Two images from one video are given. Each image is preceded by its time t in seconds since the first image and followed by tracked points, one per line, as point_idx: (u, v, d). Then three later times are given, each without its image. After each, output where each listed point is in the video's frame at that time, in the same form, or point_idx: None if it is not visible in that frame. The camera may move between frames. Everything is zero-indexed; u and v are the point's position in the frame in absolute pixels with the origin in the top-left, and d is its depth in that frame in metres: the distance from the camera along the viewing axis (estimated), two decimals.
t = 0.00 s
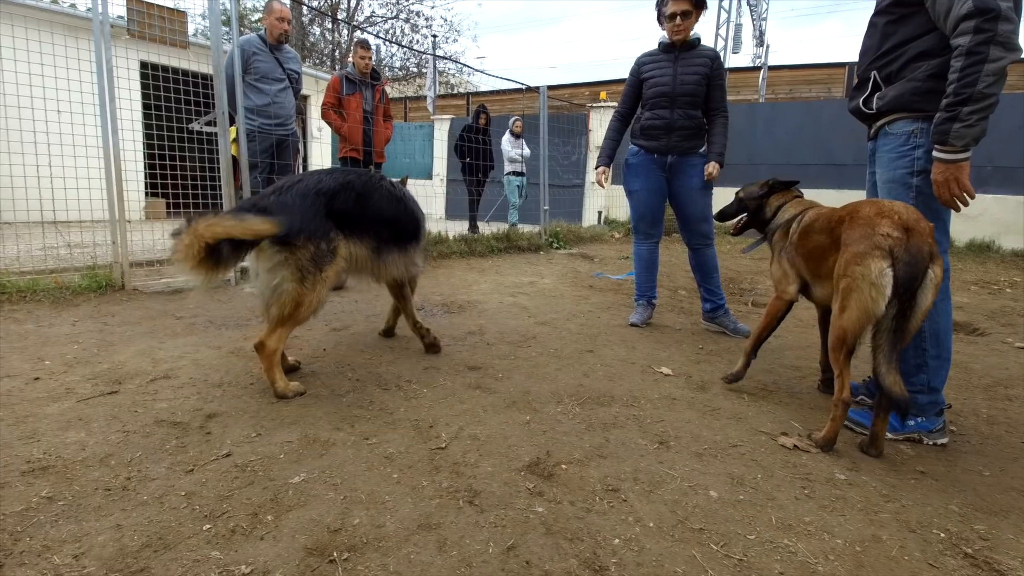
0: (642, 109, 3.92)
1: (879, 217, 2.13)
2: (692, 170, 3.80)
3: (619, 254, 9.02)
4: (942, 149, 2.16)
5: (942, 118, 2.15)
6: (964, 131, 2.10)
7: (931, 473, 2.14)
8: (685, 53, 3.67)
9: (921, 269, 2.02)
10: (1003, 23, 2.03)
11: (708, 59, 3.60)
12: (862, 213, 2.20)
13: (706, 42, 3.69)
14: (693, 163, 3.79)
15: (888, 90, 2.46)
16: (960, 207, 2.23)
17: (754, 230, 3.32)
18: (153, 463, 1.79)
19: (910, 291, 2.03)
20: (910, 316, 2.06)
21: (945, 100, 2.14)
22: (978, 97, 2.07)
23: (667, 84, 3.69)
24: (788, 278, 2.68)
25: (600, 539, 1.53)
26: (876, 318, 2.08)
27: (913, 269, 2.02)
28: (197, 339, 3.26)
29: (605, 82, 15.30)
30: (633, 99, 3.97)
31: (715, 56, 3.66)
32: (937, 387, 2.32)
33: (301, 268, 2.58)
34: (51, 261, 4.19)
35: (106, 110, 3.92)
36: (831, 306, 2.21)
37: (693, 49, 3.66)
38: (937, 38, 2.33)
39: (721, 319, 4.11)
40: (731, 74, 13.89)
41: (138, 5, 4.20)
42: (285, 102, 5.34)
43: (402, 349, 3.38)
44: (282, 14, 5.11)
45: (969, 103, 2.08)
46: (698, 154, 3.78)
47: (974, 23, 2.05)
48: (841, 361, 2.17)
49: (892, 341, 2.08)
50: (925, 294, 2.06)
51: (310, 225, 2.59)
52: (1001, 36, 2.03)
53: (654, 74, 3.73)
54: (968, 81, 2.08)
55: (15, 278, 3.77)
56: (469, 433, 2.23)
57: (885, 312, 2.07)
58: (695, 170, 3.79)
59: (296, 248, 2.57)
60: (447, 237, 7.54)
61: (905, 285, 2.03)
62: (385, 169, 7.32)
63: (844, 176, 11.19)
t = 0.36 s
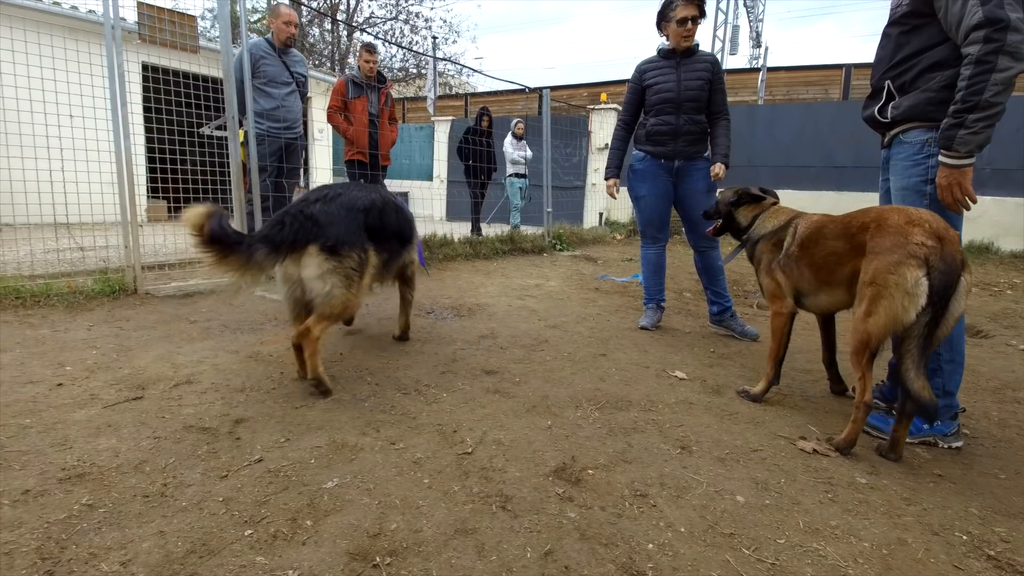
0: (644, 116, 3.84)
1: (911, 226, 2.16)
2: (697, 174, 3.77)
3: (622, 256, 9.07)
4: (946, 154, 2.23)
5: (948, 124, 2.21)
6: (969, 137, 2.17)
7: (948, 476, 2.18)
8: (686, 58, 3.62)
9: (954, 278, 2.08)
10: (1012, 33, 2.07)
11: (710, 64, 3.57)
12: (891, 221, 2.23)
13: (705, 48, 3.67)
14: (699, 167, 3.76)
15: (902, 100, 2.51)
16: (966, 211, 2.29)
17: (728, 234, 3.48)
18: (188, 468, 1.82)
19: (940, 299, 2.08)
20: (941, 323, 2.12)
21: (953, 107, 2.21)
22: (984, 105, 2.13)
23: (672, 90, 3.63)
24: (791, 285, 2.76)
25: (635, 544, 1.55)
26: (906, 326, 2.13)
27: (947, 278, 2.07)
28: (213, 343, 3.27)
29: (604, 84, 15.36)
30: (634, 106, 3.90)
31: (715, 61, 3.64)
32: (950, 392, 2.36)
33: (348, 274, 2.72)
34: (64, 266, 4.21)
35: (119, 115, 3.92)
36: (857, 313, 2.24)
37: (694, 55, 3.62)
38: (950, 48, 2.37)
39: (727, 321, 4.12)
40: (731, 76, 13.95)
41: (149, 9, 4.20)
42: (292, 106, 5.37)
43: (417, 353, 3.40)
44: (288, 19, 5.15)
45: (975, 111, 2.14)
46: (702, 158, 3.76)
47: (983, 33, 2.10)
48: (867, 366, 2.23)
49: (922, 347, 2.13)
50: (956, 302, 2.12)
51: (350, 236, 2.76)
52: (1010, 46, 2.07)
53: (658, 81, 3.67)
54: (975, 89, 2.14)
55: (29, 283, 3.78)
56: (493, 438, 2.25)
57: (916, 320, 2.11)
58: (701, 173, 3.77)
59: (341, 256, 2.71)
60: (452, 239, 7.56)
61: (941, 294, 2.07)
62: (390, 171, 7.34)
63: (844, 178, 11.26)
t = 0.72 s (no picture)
0: (663, 121, 3.82)
1: (951, 233, 2.25)
2: (715, 178, 3.79)
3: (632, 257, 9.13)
4: (967, 161, 2.33)
5: (970, 132, 2.29)
6: (990, 145, 2.25)
7: (979, 473, 2.23)
8: (703, 64, 3.65)
9: (996, 283, 2.19)
10: None
11: (727, 70, 3.61)
12: (931, 228, 2.31)
13: (720, 54, 3.71)
14: (718, 170, 3.79)
15: (927, 108, 2.57)
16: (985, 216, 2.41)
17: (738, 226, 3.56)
18: (245, 465, 1.88)
19: (981, 303, 2.19)
20: (980, 326, 2.24)
21: (975, 116, 2.28)
22: (1006, 114, 2.20)
23: (693, 95, 3.63)
24: (804, 283, 2.86)
25: (687, 540, 1.60)
26: (947, 329, 2.23)
27: (990, 284, 2.18)
28: (246, 344, 3.33)
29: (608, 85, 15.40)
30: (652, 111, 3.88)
31: (730, 65, 3.70)
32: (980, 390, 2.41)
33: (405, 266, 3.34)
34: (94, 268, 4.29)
35: (146, 120, 3.96)
36: (896, 315, 2.32)
37: (710, 59, 3.66)
38: (975, 59, 2.43)
39: (717, 317, 4.25)
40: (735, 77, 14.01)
41: (175, 15, 4.26)
42: (309, 109, 5.42)
43: (445, 354, 3.45)
44: (307, 23, 5.22)
45: (997, 120, 2.22)
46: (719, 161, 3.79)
47: (1006, 46, 2.17)
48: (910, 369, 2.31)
49: (963, 349, 2.25)
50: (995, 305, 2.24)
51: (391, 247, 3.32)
52: None
53: (679, 86, 3.65)
54: (997, 99, 2.21)
55: (59, 284, 3.82)
56: (533, 437, 2.30)
57: (961, 324, 2.20)
58: (722, 178, 3.79)
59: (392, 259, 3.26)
60: (464, 241, 7.61)
61: (985, 299, 2.18)
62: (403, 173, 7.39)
63: (849, 179, 11.32)
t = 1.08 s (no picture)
0: (681, 121, 3.85)
1: (971, 229, 2.31)
2: (733, 178, 3.82)
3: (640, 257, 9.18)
4: (987, 162, 2.36)
5: (989, 134, 2.33)
6: (1009, 147, 2.28)
7: (1002, 469, 2.27)
8: (722, 65, 3.70)
9: (1017, 277, 2.24)
10: None
11: (747, 72, 3.67)
12: (951, 226, 2.37)
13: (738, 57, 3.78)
14: (736, 171, 3.82)
15: (947, 110, 2.61)
16: (1005, 216, 2.44)
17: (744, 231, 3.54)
18: (288, 460, 1.93)
19: (1007, 297, 2.24)
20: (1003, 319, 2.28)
21: (994, 118, 2.32)
22: None
23: (714, 95, 3.67)
24: (822, 283, 2.89)
25: (726, 533, 1.64)
26: (976, 326, 2.26)
27: (1013, 277, 2.22)
28: (270, 342, 3.37)
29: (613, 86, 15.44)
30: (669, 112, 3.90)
31: (748, 69, 3.77)
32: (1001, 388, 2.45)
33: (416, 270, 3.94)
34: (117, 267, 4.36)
35: (168, 121, 3.99)
36: (927, 316, 2.34)
37: (728, 62, 3.72)
38: (994, 62, 2.47)
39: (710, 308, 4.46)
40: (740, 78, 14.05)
41: (196, 16, 4.24)
42: (323, 110, 5.47)
43: (467, 352, 3.49)
44: (321, 24, 5.19)
45: (1016, 122, 2.25)
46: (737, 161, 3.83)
47: None
48: (935, 367, 2.35)
49: (988, 343, 2.29)
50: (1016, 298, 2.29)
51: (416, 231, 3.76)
52: None
53: (699, 87, 3.68)
54: (1016, 102, 2.25)
55: (83, 283, 3.86)
56: (563, 433, 2.34)
57: (986, 319, 2.25)
58: (739, 179, 3.84)
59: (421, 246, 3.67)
60: (475, 241, 7.65)
61: (1008, 292, 2.23)
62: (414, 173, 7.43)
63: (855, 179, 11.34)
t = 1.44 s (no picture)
0: (699, 121, 3.88)
1: (990, 228, 2.35)
2: (750, 179, 3.86)
3: (645, 257, 9.21)
4: (1005, 166, 2.39)
5: (1008, 138, 2.35)
6: None
7: None
8: (742, 67, 3.76)
9: None
10: None
11: (766, 74, 3.74)
12: (969, 226, 2.40)
13: (756, 61, 3.86)
14: (754, 172, 3.86)
15: (964, 113, 2.62)
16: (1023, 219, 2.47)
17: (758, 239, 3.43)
18: (326, 457, 1.96)
19: None
20: None
21: (1013, 123, 2.34)
22: None
23: (734, 96, 3.71)
24: (841, 285, 2.91)
25: (764, 529, 1.67)
26: (999, 325, 2.28)
27: None
28: (291, 341, 3.40)
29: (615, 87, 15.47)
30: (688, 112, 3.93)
31: (765, 72, 3.85)
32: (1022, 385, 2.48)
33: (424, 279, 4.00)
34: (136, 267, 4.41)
35: (185, 123, 4.00)
36: (950, 316, 2.37)
37: (747, 64, 3.79)
38: (1012, 68, 2.48)
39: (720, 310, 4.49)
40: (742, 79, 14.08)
41: (213, 17, 4.35)
42: (335, 110, 5.47)
43: (486, 351, 3.51)
44: (334, 25, 5.19)
45: None
46: (754, 163, 3.86)
47: None
48: (958, 367, 2.37)
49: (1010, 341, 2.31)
50: None
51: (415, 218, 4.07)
52: None
53: (720, 87, 3.73)
54: None
55: (102, 283, 3.88)
56: (592, 431, 2.37)
57: (1008, 318, 2.26)
58: (756, 180, 3.88)
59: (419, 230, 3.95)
60: (483, 241, 7.68)
61: None
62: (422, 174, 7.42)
63: (858, 180, 11.39)
